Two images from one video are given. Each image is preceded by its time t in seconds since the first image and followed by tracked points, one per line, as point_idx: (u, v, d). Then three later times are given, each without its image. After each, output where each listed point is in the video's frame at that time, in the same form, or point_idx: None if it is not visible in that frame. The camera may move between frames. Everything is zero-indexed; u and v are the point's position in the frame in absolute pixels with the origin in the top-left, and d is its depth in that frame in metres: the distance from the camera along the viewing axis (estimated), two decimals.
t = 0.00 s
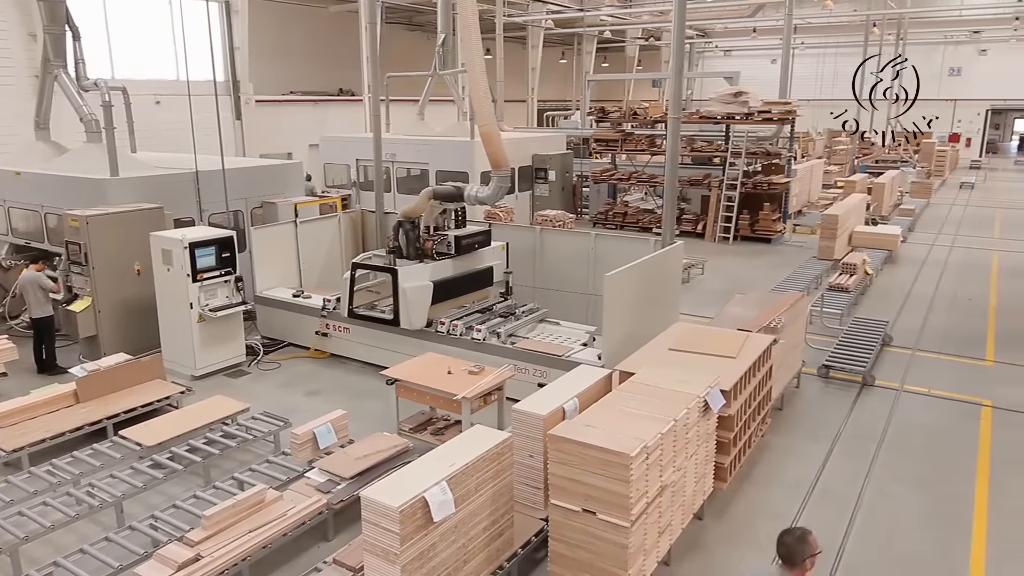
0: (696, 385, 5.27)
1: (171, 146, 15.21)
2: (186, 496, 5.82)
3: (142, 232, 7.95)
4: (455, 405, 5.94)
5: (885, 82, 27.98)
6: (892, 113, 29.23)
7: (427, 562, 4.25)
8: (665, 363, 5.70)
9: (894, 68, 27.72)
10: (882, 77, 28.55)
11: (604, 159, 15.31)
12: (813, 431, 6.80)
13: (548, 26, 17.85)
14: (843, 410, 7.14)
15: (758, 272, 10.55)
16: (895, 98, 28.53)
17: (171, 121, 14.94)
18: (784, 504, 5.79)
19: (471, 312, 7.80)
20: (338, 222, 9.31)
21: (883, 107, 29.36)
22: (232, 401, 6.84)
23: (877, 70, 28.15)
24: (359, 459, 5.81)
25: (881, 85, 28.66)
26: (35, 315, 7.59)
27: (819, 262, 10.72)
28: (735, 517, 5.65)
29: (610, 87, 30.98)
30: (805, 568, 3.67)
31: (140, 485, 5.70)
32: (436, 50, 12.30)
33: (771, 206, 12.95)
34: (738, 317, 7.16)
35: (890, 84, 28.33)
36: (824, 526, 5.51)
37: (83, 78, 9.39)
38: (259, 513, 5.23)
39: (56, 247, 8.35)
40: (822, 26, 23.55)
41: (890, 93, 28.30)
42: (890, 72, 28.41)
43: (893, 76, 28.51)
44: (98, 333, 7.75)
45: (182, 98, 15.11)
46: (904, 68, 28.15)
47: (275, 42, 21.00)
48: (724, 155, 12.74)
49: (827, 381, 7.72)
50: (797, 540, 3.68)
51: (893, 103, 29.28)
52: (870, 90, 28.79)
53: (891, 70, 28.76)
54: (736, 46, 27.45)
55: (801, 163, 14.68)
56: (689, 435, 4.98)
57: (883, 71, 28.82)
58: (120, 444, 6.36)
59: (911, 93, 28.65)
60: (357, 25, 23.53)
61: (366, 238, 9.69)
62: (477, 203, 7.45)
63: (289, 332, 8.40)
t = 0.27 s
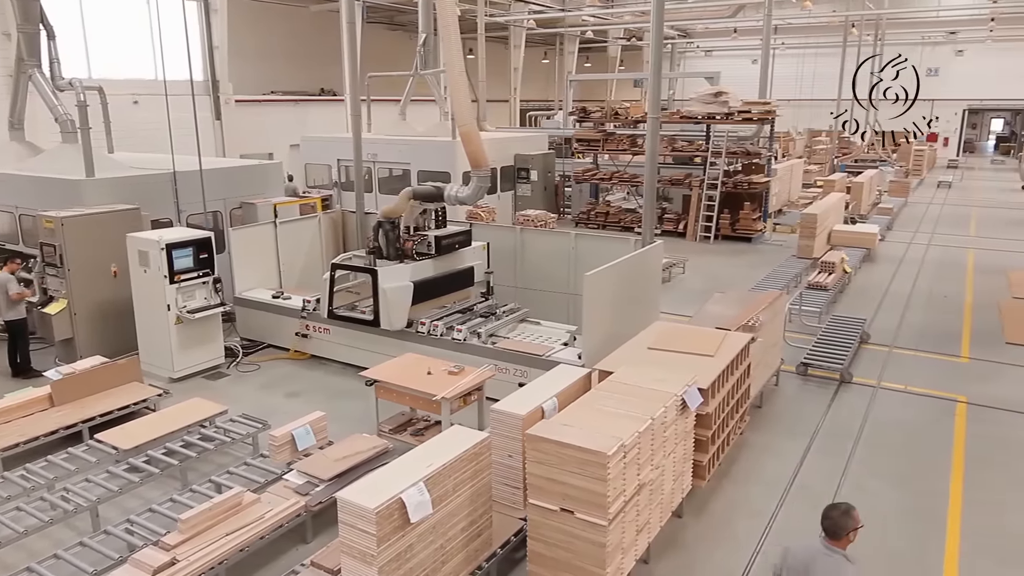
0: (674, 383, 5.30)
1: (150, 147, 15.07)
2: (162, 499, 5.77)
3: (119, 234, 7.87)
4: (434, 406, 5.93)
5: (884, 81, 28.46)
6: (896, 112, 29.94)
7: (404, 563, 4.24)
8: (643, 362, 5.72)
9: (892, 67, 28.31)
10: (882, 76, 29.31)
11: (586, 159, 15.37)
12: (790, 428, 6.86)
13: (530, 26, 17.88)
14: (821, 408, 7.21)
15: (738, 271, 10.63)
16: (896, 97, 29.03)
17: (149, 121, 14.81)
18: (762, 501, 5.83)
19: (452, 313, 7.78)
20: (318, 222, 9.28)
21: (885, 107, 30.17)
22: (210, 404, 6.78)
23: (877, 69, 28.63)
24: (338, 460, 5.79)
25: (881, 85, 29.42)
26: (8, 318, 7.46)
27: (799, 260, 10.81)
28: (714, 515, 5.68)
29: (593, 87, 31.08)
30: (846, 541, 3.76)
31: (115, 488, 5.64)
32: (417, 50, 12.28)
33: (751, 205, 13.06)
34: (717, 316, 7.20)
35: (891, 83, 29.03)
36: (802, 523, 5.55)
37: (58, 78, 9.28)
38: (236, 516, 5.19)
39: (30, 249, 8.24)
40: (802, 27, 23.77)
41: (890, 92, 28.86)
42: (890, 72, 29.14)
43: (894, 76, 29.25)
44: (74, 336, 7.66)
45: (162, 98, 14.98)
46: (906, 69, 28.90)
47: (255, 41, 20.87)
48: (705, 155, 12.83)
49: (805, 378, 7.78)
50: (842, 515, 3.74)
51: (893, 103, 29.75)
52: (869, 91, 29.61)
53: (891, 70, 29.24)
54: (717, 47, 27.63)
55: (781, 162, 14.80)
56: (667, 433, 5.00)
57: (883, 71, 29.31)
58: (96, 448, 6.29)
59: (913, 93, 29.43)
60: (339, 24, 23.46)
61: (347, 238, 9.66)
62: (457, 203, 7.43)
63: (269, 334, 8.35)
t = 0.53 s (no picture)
0: (653, 382, 5.32)
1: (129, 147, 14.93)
2: (140, 503, 5.71)
3: (97, 235, 7.79)
4: (415, 406, 5.91)
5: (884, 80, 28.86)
6: (896, 113, 30.61)
7: (383, 564, 4.22)
8: (623, 361, 5.74)
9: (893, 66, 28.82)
10: (881, 76, 30.00)
11: (569, 159, 15.40)
12: (770, 426, 6.91)
13: (513, 26, 17.89)
14: (801, 405, 7.26)
15: (720, 270, 10.69)
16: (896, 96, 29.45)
17: (128, 121, 14.66)
18: (742, 499, 5.86)
19: (434, 313, 7.76)
20: (299, 223, 9.24)
21: (885, 107, 30.83)
22: (189, 406, 6.72)
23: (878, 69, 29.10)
24: (318, 462, 5.75)
25: (880, 85, 30.13)
26: None
27: (780, 259, 10.88)
28: (694, 512, 5.71)
29: (577, 87, 31.14)
30: (885, 504, 3.71)
31: (92, 492, 5.57)
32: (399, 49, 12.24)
33: (733, 204, 13.14)
34: (698, 315, 7.24)
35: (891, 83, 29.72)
36: (781, 520, 5.59)
37: (34, 77, 9.16)
38: (214, 519, 5.15)
39: (6, 250, 8.13)
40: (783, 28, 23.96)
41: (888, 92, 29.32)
42: (890, 71, 29.77)
43: (893, 76, 29.94)
44: (50, 338, 7.56)
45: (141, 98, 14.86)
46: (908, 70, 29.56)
47: (237, 41, 20.74)
48: (687, 154, 12.90)
49: (785, 376, 7.83)
50: (881, 482, 3.66)
51: (891, 103, 30.20)
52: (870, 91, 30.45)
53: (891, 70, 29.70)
54: (699, 47, 27.79)
55: (763, 162, 14.89)
56: (646, 432, 5.02)
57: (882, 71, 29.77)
58: (73, 452, 6.22)
59: (912, 93, 29.95)
60: (320, 24, 23.36)
61: (328, 239, 9.62)
62: (439, 204, 7.42)
63: (249, 335, 8.29)
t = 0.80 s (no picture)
0: (636, 381, 5.33)
1: (111, 147, 14.81)
2: (121, 506, 5.66)
3: (77, 236, 7.72)
4: (399, 407, 5.89)
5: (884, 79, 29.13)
6: (896, 113, 30.68)
7: (365, 566, 4.21)
8: (607, 361, 5.76)
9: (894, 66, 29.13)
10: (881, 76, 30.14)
11: (555, 159, 15.42)
12: (754, 424, 6.94)
13: (499, 26, 17.89)
14: (785, 403, 7.30)
15: (704, 269, 10.73)
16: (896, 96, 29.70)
17: (110, 121, 14.55)
18: (725, 496, 5.90)
19: (419, 313, 7.74)
20: (283, 223, 9.20)
21: (885, 107, 30.91)
22: (171, 408, 6.67)
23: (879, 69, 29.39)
24: (301, 463, 5.73)
25: (880, 85, 30.21)
26: None
27: (764, 258, 10.93)
28: (678, 510, 5.73)
29: (563, 86, 31.19)
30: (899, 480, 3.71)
31: (72, 496, 5.52)
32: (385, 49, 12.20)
33: (718, 204, 13.21)
34: (682, 314, 7.26)
35: (891, 83, 29.82)
36: (763, 518, 5.62)
37: (14, 77, 9.03)
38: (196, 522, 5.11)
39: None
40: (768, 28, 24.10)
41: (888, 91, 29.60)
42: (889, 71, 29.84)
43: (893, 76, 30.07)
44: (31, 340, 7.48)
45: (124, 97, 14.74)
46: (908, 69, 29.69)
47: (221, 40, 20.62)
48: (672, 154, 12.96)
49: (769, 374, 7.88)
50: (895, 463, 3.63)
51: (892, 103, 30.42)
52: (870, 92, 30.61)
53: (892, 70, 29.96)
54: (684, 47, 27.91)
55: (748, 161, 14.97)
56: (629, 431, 5.03)
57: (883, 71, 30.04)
58: (53, 455, 6.15)
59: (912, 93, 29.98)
60: (305, 24, 23.26)
61: (312, 239, 9.59)
62: (423, 204, 7.39)
63: (233, 337, 8.25)
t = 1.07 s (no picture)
0: (616, 380, 5.35)
1: (90, 147, 14.67)
2: (98, 509, 5.60)
3: (54, 237, 7.62)
4: (380, 407, 5.86)
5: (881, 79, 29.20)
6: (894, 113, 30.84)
7: (344, 567, 4.19)
8: (587, 360, 5.76)
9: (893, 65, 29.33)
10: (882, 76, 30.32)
11: (539, 159, 15.44)
12: (735, 422, 6.99)
13: (483, 25, 17.89)
14: (765, 401, 7.35)
15: (687, 268, 10.79)
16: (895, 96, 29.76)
17: (89, 121, 14.42)
18: (706, 494, 5.93)
19: (401, 313, 7.72)
20: (264, 224, 9.15)
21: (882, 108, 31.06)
22: (150, 410, 6.61)
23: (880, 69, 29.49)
24: (281, 465, 5.69)
25: (880, 85, 30.41)
26: None
27: (746, 257, 11.00)
28: (659, 508, 5.76)
29: (547, 86, 31.25)
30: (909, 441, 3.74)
31: (48, 499, 5.45)
32: (367, 48, 12.15)
33: (701, 203, 13.28)
34: (663, 312, 7.29)
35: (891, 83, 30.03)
36: (744, 515, 5.65)
37: None
38: (174, 524, 5.06)
39: None
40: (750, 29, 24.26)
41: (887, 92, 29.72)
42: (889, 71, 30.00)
43: (893, 77, 30.27)
44: (6, 343, 7.39)
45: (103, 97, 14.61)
46: (908, 70, 29.83)
47: (202, 39, 20.48)
48: (655, 153, 13.02)
49: (750, 372, 7.93)
50: (907, 424, 3.66)
51: (891, 103, 30.52)
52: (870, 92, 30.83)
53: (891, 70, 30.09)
54: (668, 47, 28.06)
55: (730, 161, 15.06)
56: (609, 429, 5.05)
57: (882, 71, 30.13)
58: (29, 458, 6.08)
59: (912, 93, 30.10)
60: (287, 22, 23.14)
61: (294, 240, 9.54)
62: (404, 203, 7.37)
63: (213, 338, 8.19)
